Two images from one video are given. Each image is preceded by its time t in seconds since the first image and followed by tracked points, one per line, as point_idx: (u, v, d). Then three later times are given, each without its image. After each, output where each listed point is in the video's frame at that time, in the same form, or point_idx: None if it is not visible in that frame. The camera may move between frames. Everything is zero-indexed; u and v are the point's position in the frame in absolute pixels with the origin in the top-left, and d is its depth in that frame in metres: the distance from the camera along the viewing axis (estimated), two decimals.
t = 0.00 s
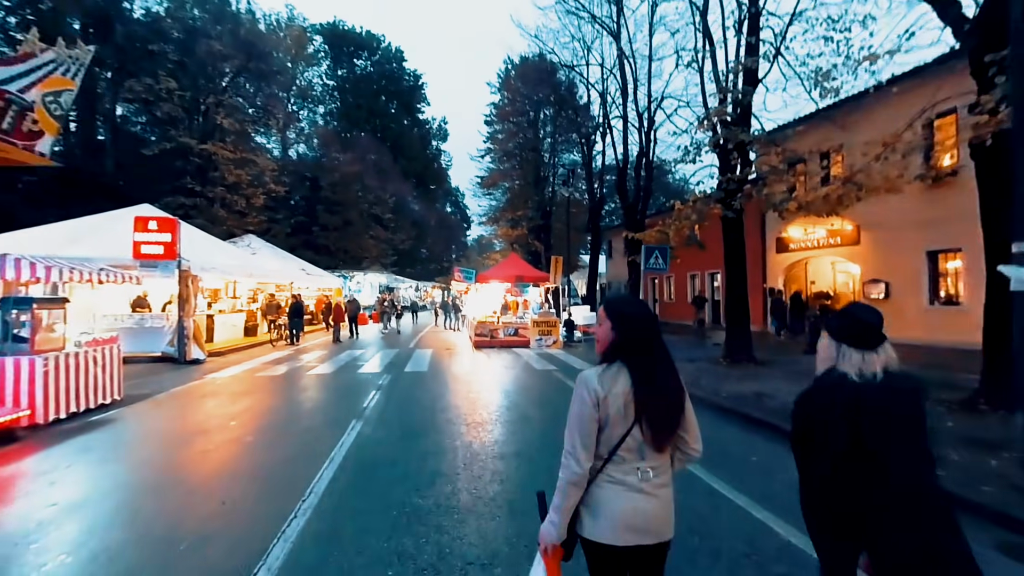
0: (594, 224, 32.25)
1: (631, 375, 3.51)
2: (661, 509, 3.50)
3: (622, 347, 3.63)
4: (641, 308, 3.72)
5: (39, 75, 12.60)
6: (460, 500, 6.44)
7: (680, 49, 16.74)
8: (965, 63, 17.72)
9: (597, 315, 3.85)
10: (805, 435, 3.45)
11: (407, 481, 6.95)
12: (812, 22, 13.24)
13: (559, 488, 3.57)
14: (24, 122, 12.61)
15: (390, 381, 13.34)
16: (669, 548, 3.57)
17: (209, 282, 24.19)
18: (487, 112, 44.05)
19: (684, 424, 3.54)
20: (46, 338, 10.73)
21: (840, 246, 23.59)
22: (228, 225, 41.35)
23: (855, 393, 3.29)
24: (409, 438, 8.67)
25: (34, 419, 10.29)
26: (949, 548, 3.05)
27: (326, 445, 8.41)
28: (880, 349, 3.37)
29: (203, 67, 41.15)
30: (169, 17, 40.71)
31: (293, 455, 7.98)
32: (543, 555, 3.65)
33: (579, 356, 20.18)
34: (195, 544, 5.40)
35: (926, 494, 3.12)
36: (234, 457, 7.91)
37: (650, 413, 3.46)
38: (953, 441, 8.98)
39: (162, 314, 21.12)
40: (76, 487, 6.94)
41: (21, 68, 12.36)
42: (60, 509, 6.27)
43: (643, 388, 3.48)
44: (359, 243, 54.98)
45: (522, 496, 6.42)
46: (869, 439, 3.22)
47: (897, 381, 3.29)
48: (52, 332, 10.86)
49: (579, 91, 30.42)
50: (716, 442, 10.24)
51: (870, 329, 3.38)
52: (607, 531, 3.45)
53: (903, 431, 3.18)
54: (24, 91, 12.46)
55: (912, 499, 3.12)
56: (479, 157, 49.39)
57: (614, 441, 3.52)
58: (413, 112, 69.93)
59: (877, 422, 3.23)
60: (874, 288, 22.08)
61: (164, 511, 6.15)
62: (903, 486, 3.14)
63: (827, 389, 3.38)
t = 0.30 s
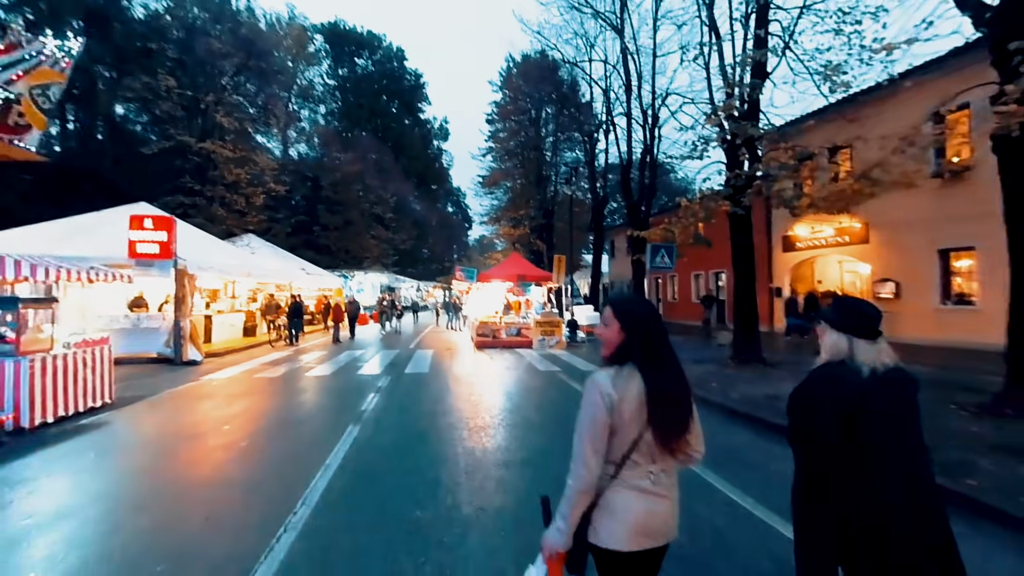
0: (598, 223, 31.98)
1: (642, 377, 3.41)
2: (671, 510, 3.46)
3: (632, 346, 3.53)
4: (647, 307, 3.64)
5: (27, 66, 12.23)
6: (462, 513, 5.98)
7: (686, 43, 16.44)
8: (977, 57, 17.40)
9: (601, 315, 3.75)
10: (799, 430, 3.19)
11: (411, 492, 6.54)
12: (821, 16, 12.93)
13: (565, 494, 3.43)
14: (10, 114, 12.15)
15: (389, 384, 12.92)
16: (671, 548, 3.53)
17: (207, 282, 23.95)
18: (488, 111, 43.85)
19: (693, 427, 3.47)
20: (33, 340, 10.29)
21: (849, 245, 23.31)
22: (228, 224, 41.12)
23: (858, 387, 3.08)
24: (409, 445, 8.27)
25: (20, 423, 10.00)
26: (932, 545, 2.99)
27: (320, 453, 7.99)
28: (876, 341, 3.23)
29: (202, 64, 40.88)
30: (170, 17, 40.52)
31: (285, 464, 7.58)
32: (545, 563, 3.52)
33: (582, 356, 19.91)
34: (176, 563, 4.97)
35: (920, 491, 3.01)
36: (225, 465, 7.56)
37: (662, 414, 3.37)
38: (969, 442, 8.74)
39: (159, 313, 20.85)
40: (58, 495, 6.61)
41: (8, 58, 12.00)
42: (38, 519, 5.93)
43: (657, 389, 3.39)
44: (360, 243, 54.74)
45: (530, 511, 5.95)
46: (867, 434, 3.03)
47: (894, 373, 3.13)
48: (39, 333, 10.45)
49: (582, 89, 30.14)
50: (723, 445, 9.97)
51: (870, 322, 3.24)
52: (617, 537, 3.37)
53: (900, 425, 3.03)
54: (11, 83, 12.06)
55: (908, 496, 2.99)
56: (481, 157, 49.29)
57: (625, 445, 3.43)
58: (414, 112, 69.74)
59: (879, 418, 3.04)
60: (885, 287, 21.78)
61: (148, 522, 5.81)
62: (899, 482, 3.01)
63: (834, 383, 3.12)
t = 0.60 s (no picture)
0: (601, 222, 31.70)
1: (658, 379, 3.34)
2: (684, 512, 3.38)
3: (643, 348, 3.46)
4: (655, 307, 3.59)
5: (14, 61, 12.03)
6: (464, 531, 5.57)
7: (693, 37, 16.13)
8: (990, 51, 17.08)
9: (608, 317, 3.67)
10: (801, 438, 3.03)
11: (414, 504, 6.18)
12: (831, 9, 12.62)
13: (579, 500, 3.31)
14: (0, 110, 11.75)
15: (390, 388, 12.59)
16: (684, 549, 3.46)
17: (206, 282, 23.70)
18: (490, 110, 43.61)
19: (706, 428, 3.40)
20: (18, 343, 9.55)
21: (858, 244, 23.05)
22: (228, 225, 40.86)
23: (868, 396, 2.93)
24: (411, 453, 7.94)
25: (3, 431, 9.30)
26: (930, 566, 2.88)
27: (315, 463, 7.64)
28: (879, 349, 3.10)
29: (202, 61, 40.63)
30: (172, 17, 40.11)
31: (279, 475, 7.25)
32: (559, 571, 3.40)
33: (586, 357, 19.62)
34: None
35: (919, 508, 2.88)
36: (216, 476, 7.25)
37: (676, 415, 3.30)
38: (985, 445, 8.43)
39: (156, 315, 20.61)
40: (38, 509, 6.29)
41: None
42: (14, 537, 5.60)
43: (672, 391, 3.33)
44: (361, 243, 54.48)
45: (538, 533, 5.48)
46: (875, 446, 2.87)
47: (894, 387, 3.00)
48: (25, 336, 9.68)
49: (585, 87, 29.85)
50: (730, 450, 9.69)
51: (873, 328, 3.11)
52: (632, 543, 3.27)
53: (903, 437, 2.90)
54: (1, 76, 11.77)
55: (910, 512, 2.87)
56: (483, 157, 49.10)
57: (638, 449, 3.33)
58: (416, 112, 69.59)
59: (885, 429, 2.89)
60: (896, 287, 21.47)
61: (130, 540, 5.49)
62: (902, 496, 2.88)
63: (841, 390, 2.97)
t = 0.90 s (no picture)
0: (606, 221, 31.43)
1: (667, 373, 3.42)
2: (697, 508, 3.43)
3: (650, 343, 3.55)
4: (661, 305, 3.69)
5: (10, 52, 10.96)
6: (469, 548, 5.27)
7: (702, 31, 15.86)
8: (1005, 45, 16.77)
9: (616, 317, 3.77)
10: (803, 429, 3.14)
11: (418, 517, 5.89)
12: None
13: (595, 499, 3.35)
14: None
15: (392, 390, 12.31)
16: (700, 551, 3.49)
17: (206, 282, 23.49)
18: (493, 109, 43.42)
19: (717, 424, 3.50)
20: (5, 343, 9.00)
21: (869, 243, 22.76)
22: (229, 225, 40.57)
23: (874, 391, 3.03)
24: (411, 459, 7.66)
25: None
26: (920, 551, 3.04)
27: (313, 470, 7.34)
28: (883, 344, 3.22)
29: (202, 58, 40.46)
30: (174, 18, 40.30)
31: (275, 483, 6.96)
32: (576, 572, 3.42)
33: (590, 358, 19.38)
34: None
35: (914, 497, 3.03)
36: (210, 483, 6.99)
37: (687, 408, 3.39)
38: (1012, 450, 8.15)
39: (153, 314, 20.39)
40: (24, 519, 6.01)
41: None
42: None
43: (681, 385, 3.42)
44: (364, 243, 54.22)
45: (548, 548, 5.21)
46: (879, 439, 3.00)
47: (892, 379, 3.11)
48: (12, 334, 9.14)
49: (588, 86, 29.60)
50: (743, 456, 9.42)
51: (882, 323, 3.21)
52: (646, 538, 3.33)
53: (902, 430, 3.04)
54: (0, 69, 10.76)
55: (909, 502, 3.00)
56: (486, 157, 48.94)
57: (648, 443, 3.41)
58: (418, 112, 69.39)
59: (885, 418, 3.02)
60: (910, 287, 21.22)
61: (110, 554, 5.20)
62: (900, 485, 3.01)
63: (848, 384, 3.08)
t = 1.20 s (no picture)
0: (611, 220, 31.18)
1: (669, 381, 3.36)
2: (697, 518, 3.36)
3: (651, 351, 3.46)
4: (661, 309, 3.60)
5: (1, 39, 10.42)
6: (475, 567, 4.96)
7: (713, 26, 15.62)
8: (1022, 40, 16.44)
9: (617, 321, 3.68)
10: (807, 431, 3.07)
11: (420, 534, 5.50)
12: None
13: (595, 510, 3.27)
14: None
15: (394, 394, 11.95)
16: (701, 559, 3.42)
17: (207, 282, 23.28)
18: (496, 107, 43.23)
19: (718, 431, 3.43)
20: None
21: (881, 242, 22.47)
22: (231, 224, 40.39)
23: (869, 390, 2.95)
24: (412, 469, 7.29)
25: None
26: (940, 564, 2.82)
27: (309, 483, 6.93)
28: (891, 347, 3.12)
29: (203, 57, 40.34)
30: (178, 19, 40.57)
31: (270, 496, 6.58)
32: None
33: (596, 359, 19.11)
34: None
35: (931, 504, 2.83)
36: (202, 495, 6.65)
37: (687, 417, 3.33)
38: None
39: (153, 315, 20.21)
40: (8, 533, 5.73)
41: None
42: None
43: (683, 393, 3.33)
44: (367, 243, 53.98)
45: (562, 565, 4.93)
46: (879, 437, 2.88)
47: (901, 382, 2.98)
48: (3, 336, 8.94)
49: (593, 84, 29.41)
50: (762, 464, 9.10)
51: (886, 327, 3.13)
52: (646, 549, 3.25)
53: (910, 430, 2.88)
54: None
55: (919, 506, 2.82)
56: (490, 157, 48.77)
57: (649, 452, 3.33)
58: (421, 111, 69.24)
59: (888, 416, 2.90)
60: (923, 287, 20.93)
61: None
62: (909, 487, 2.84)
63: (844, 384, 3.00)
